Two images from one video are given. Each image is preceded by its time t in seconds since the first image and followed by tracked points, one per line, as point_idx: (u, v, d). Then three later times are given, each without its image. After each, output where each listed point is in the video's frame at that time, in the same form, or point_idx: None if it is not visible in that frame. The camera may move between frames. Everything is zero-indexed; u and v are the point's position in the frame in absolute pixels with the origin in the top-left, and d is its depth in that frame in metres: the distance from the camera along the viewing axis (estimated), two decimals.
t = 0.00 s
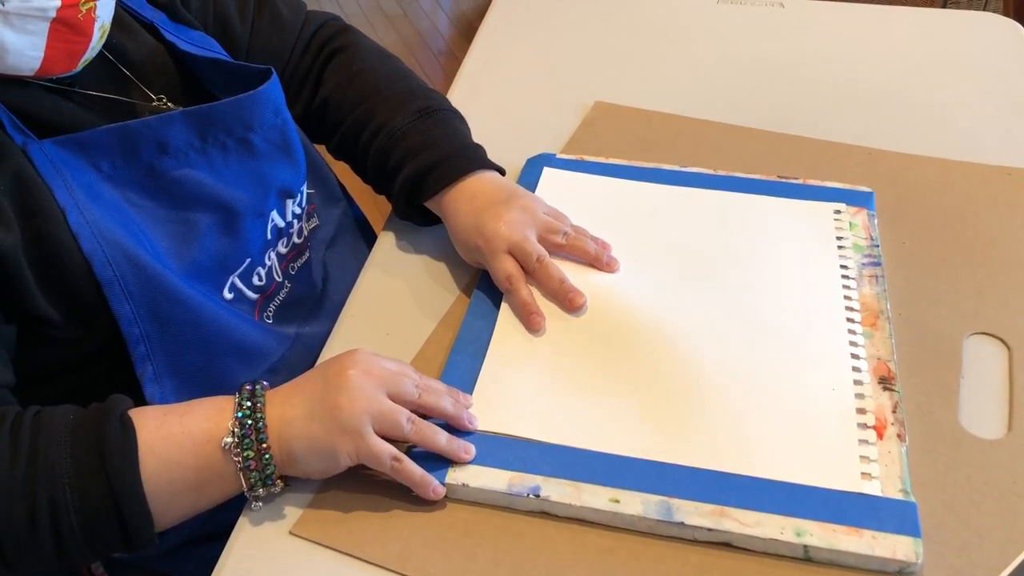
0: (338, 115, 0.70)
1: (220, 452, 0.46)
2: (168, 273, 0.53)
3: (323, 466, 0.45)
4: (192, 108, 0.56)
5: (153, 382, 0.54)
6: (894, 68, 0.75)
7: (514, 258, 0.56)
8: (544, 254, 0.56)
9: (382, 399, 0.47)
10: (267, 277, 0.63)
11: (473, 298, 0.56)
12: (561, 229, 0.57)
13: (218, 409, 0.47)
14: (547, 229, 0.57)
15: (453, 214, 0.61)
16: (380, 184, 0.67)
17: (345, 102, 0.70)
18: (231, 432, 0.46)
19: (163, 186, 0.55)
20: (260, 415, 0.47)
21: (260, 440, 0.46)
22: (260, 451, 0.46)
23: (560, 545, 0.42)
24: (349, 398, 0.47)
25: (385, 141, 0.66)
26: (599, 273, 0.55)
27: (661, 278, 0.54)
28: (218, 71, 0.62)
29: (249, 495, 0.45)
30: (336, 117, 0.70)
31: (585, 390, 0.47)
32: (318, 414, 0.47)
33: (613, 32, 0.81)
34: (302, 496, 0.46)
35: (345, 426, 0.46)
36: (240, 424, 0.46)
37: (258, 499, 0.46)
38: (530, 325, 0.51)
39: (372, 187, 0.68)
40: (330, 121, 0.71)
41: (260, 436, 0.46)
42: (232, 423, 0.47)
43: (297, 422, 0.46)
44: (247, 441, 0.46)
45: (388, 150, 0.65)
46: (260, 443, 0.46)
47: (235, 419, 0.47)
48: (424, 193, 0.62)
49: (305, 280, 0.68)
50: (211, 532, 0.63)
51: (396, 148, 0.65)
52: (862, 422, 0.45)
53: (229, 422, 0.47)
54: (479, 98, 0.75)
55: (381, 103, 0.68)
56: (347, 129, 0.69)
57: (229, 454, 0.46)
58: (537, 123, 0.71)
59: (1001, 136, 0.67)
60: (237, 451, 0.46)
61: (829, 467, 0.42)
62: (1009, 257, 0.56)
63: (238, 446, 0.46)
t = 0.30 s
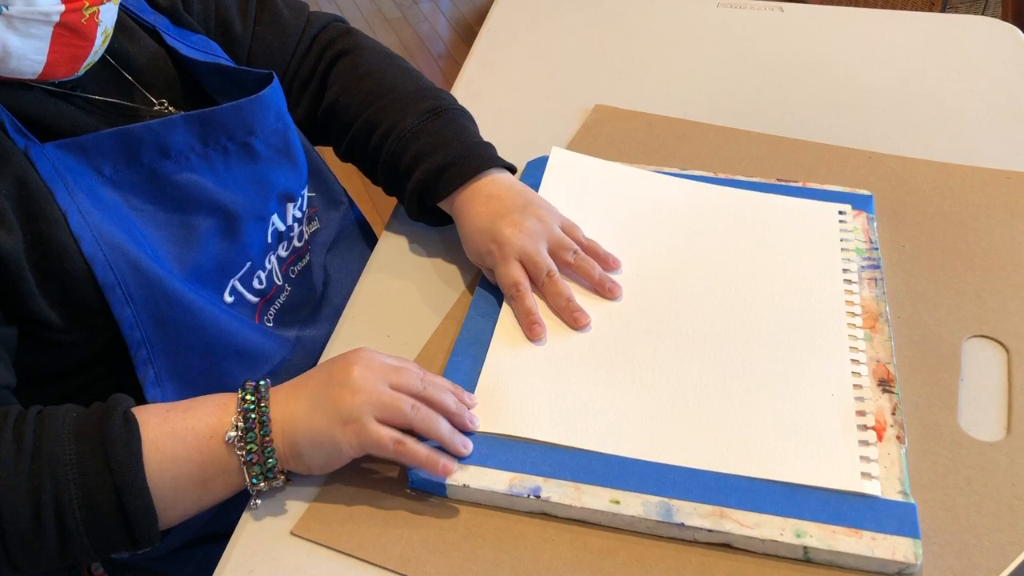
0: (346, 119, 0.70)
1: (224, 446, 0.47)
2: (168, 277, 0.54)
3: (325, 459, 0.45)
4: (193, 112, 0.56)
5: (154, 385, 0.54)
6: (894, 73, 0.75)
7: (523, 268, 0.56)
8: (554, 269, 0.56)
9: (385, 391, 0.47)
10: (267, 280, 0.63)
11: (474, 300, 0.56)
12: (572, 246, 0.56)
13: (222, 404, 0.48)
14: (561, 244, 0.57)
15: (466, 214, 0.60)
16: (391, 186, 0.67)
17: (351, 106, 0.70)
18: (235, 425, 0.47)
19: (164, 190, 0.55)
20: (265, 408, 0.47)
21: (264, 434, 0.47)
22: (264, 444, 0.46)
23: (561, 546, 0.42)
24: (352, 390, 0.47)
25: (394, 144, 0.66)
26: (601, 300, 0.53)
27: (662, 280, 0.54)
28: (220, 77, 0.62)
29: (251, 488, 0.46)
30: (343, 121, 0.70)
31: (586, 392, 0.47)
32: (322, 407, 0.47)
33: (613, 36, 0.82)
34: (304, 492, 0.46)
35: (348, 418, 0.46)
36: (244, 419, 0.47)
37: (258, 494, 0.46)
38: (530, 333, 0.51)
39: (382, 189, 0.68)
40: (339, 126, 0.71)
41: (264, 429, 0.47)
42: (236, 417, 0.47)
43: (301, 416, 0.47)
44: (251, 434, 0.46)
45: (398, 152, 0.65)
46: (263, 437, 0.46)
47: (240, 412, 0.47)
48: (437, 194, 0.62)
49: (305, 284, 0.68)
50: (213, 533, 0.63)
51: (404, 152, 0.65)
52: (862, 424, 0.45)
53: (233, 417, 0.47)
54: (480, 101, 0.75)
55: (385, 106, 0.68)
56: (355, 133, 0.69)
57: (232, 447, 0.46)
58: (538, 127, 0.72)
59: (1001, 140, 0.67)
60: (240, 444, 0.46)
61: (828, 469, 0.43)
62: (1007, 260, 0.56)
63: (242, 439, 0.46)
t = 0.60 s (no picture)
0: (352, 122, 0.70)
1: (252, 411, 0.47)
2: (170, 277, 0.54)
3: (355, 411, 0.48)
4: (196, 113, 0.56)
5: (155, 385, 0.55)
6: (894, 75, 0.76)
7: (530, 267, 0.56)
8: (560, 270, 0.56)
9: (404, 340, 0.50)
10: (269, 281, 0.64)
11: (475, 300, 0.56)
12: (579, 249, 0.56)
13: (245, 372, 0.49)
14: (569, 247, 0.57)
15: (475, 212, 0.61)
16: (397, 189, 0.67)
17: (357, 109, 0.70)
18: (262, 390, 0.47)
19: (167, 191, 0.56)
20: (289, 373, 0.48)
21: (292, 396, 0.48)
22: (293, 406, 0.47)
23: (560, 545, 0.42)
24: (373, 345, 0.49)
25: (400, 147, 0.66)
26: (607, 306, 0.53)
27: (662, 282, 0.54)
28: (223, 79, 0.62)
29: (281, 451, 0.47)
30: (350, 124, 0.71)
31: (587, 392, 0.47)
32: (345, 363, 0.49)
33: (614, 38, 0.82)
34: (331, 454, 0.48)
35: (375, 368, 0.48)
36: (270, 383, 0.48)
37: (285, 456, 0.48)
38: (530, 332, 0.51)
39: (388, 191, 0.68)
40: (345, 129, 0.71)
41: (292, 392, 0.48)
42: (262, 382, 0.48)
43: (325, 372, 0.49)
44: (280, 397, 0.47)
45: (407, 155, 0.65)
46: (292, 399, 0.47)
47: (265, 378, 0.48)
48: (447, 195, 0.62)
49: (306, 285, 0.68)
50: (214, 531, 0.63)
51: (409, 153, 0.65)
52: (861, 424, 0.45)
53: (258, 383, 0.48)
54: (481, 102, 0.75)
55: (388, 108, 0.68)
56: (362, 135, 0.69)
57: (261, 412, 0.47)
58: (538, 128, 0.72)
59: (1000, 142, 0.68)
60: (269, 408, 0.47)
61: (828, 469, 0.43)
62: (1007, 263, 0.56)
63: (270, 403, 0.47)
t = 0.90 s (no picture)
0: (353, 123, 0.71)
1: (276, 379, 0.49)
2: (173, 275, 0.54)
3: (375, 380, 0.49)
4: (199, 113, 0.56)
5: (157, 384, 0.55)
6: (892, 77, 0.76)
7: (525, 267, 0.56)
8: (553, 273, 0.56)
9: (420, 313, 0.52)
10: (270, 281, 0.64)
11: (475, 299, 0.56)
12: (574, 254, 0.56)
13: (266, 344, 0.51)
14: (563, 251, 0.57)
15: (473, 210, 0.61)
16: (396, 190, 0.67)
17: (358, 111, 0.70)
18: (286, 359, 0.49)
19: (170, 190, 0.56)
20: (310, 343, 0.50)
21: (315, 364, 0.50)
22: (316, 374, 0.49)
23: (559, 543, 0.43)
24: (391, 317, 0.52)
25: (401, 148, 0.66)
26: (598, 311, 0.53)
27: (662, 282, 0.54)
28: (225, 80, 0.62)
29: (302, 419, 0.49)
30: (350, 126, 0.71)
31: (586, 391, 0.47)
32: (365, 334, 0.51)
33: (613, 40, 0.82)
34: (350, 423, 0.50)
35: (393, 339, 0.50)
36: (292, 353, 0.50)
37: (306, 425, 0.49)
38: (524, 330, 0.52)
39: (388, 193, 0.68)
40: (345, 131, 0.71)
41: (314, 360, 0.50)
42: (285, 352, 0.50)
43: (346, 343, 0.51)
44: (303, 366, 0.49)
45: (407, 156, 0.66)
46: (314, 367, 0.49)
47: (288, 348, 0.50)
48: (446, 197, 0.62)
49: (307, 284, 0.68)
50: (214, 529, 0.63)
51: (410, 155, 0.66)
52: (859, 424, 0.45)
53: (280, 354, 0.50)
54: (480, 103, 0.75)
55: (389, 110, 0.69)
56: (362, 137, 0.70)
57: (285, 380, 0.49)
58: (538, 129, 0.72)
59: (998, 144, 0.68)
60: (292, 376, 0.49)
61: (827, 468, 0.43)
62: (1004, 264, 0.57)
63: (293, 372, 0.49)
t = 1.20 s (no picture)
0: (355, 126, 0.71)
1: (283, 375, 0.49)
2: (172, 274, 0.54)
3: (381, 376, 0.50)
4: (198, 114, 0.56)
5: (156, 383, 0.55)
6: (890, 79, 0.76)
7: (528, 267, 0.57)
8: (554, 276, 0.56)
9: (424, 308, 0.53)
10: (269, 282, 0.64)
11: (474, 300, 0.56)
12: (574, 262, 0.56)
13: (272, 343, 0.51)
14: (564, 258, 0.57)
15: (480, 213, 0.61)
16: (400, 192, 0.67)
17: (360, 114, 0.70)
18: (291, 356, 0.50)
19: (169, 191, 0.56)
20: (316, 339, 0.51)
21: (321, 360, 0.50)
22: (321, 370, 0.50)
23: (558, 543, 0.43)
24: (395, 315, 0.52)
25: (405, 152, 0.66)
26: (588, 321, 0.53)
27: (661, 283, 0.54)
28: (224, 81, 0.63)
29: (307, 415, 0.49)
30: (353, 129, 0.71)
31: (584, 391, 0.47)
32: (369, 332, 0.51)
33: (612, 42, 0.82)
34: (354, 419, 0.50)
35: (398, 336, 0.51)
36: (298, 351, 0.50)
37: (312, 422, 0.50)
38: (518, 332, 0.52)
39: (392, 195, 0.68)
40: (348, 133, 0.72)
41: (320, 357, 0.50)
42: (291, 349, 0.50)
43: (350, 340, 0.51)
44: (308, 362, 0.50)
45: (412, 158, 0.66)
46: (320, 363, 0.50)
47: (293, 345, 0.50)
48: (452, 198, 0.63)
49: (306, 285, 0.68)
50: (213, 529, 0.64)
51: (413, 158, 0.66)
52: (856, 425, 0.45)
53: (286, 352, 0.50)
54: (479, 104, 0.75)
55: (392, 113, 0.69)
56: (365, 139, 0.70)
57: (291, 376, 0.50)
58: (537, 130, 0.72)
59: (995, 146, 0.68)
60: (298, 372, 0.49)
61: (824, 469, 0.43)
62: (1001, 266, 0.57)
63: (299, 368, 0.50)
